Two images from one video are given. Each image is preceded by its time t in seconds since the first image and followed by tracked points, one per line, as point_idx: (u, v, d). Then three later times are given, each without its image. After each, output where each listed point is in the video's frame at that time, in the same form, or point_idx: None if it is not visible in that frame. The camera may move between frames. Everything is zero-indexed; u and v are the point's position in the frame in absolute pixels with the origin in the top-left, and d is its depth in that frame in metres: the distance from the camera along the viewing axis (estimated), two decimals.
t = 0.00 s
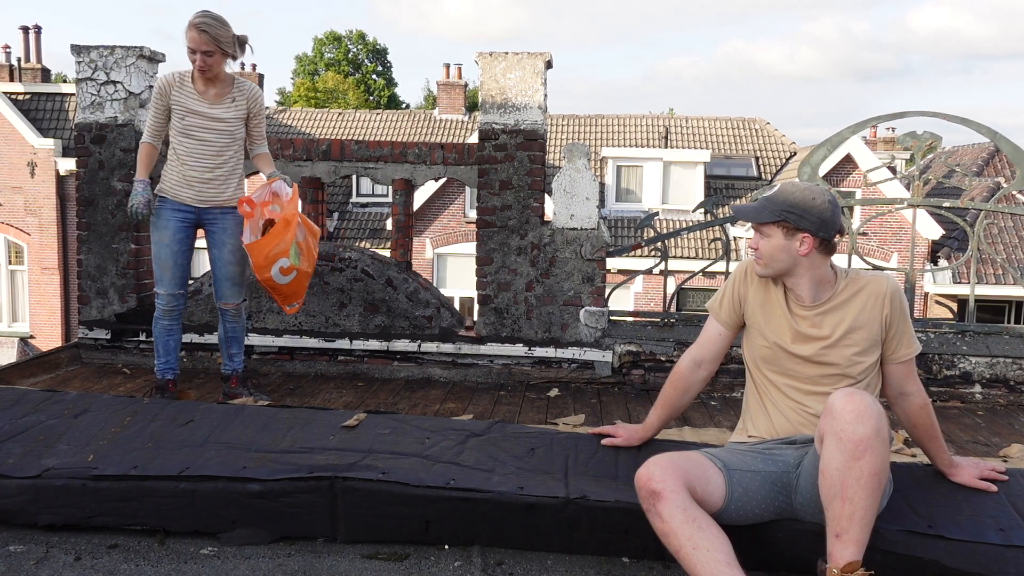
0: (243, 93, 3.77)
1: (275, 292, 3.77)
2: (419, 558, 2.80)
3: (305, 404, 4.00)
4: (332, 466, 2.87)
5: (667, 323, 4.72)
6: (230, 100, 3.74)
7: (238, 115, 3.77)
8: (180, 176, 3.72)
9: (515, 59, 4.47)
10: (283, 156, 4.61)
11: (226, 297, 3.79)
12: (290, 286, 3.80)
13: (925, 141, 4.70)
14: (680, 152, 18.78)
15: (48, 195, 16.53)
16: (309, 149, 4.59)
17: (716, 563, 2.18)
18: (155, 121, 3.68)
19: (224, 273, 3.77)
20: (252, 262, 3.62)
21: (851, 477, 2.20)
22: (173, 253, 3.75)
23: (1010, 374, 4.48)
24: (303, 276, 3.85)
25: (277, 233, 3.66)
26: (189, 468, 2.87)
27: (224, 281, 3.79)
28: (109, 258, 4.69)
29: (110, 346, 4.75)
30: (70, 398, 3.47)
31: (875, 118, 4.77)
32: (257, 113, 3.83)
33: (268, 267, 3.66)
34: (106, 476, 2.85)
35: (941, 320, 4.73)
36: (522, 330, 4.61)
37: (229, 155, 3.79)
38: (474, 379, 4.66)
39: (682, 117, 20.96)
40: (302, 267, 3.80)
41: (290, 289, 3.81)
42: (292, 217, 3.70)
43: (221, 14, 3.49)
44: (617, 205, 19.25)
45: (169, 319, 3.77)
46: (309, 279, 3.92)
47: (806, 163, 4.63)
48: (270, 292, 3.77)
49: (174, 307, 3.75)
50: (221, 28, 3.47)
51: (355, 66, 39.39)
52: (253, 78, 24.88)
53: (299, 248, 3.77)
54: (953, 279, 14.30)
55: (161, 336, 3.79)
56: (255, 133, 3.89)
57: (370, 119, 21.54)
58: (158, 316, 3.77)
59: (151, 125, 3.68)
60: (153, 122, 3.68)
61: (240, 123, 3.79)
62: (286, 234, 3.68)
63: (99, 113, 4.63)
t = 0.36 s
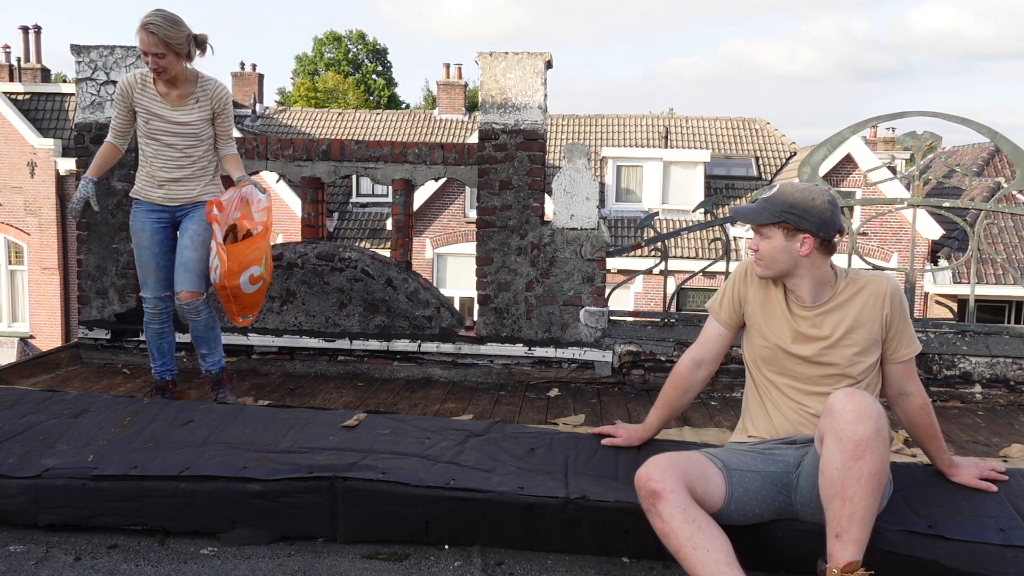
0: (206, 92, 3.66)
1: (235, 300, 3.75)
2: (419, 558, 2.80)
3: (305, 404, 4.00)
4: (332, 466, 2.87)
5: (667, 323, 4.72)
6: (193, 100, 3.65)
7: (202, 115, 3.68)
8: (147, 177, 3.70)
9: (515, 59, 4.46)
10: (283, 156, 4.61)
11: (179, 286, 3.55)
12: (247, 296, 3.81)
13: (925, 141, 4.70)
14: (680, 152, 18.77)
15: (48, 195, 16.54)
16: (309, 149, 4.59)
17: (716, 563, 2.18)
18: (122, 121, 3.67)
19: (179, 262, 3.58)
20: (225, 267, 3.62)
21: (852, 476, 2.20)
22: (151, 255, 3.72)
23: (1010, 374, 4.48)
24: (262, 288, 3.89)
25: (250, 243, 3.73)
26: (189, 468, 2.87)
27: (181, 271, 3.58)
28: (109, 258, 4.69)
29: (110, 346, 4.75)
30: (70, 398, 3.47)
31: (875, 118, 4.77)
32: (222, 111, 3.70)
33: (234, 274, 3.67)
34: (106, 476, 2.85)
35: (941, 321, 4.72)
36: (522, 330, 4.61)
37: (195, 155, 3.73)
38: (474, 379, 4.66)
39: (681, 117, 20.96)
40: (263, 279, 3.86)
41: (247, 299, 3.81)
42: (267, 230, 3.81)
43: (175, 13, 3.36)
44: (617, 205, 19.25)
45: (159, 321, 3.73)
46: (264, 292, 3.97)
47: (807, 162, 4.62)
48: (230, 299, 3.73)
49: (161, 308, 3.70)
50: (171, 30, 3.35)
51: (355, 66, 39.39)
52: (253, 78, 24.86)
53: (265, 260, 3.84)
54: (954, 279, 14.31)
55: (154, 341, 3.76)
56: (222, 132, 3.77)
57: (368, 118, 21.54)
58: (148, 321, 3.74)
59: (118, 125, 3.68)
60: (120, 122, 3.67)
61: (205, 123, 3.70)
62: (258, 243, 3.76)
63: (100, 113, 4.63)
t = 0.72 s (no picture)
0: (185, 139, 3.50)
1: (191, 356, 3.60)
2: (419, 558, 2.80)
3: (305, 404, 4.00)
4: (332, 466, 2.87)
5: (667, 323, 4.71)
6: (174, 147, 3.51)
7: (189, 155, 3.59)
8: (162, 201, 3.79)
9: (515, 59, 4.46)
10: (283, 156, 4.61)
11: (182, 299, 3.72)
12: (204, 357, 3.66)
13: (926, 141, 4.70)
14: (680, 152, 18.77)
15: (48, 195, 16.54)
16: (309, 149, 4.59)
17: (716, 563, 2.18)
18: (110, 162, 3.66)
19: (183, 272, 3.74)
20: (180, 317, 3.50)
21: (852, 476, 2.20)
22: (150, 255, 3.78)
23: (1010, 374, 4.48)
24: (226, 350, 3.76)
25: (216, 300, 3.61)
26: (189, 468, 2.87)
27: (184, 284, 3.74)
28: (109, 258, 4.69)
29: (110, 346, 4.75)
30: (71, 398, 3.47)
31: (875, 118, 4.76)
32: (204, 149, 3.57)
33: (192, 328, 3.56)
34: (106, 476, 2.85)
35: (941, 320, 4.72)
36: (522, 330, 4.61)
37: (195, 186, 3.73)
38: (474, 379, 4.66)
39: (681, 117, 20.96)
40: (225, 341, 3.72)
41: (202, 359, 3.65)
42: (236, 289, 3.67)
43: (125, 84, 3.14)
44: (617, 205, 19.24)
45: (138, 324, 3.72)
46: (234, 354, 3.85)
47: (807, 162, 4.62)
48: (188, 354, 3.59)
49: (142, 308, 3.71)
50: (126, 108, 3.21)
51: (355, 66, 39.39)
52: (253, 78, 24.86)
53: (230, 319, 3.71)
54: (954, 279, 14.31)
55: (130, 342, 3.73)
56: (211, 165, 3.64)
57: (368, 118, 21.53)
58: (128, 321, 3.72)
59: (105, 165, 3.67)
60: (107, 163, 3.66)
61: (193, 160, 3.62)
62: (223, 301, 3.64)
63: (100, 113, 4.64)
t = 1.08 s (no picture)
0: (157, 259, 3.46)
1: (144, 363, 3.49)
2: (418, 558, 2.80)
3: (305, 404, 4.00)
4: (332, 466, 2.87)
5: (667, 323, 4.71)
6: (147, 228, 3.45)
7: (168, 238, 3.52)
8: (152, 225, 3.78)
9: (515, 59, 4.47)
10: (283, 156, 4.61)
11: (184, 303, 3.93)
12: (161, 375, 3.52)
13: (926, 141, 4.70)
14: (680, 152, 18.77)
15: (48, 195, 16.53)
16: (309, 149, 4.59)
17: (716, 563, 2.18)
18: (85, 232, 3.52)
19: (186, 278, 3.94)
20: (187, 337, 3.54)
21: (852, 476, 2.20)
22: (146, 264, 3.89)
23: (1009, 374, 4.49)
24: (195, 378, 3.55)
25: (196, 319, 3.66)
26: (189, 468, 2.87)
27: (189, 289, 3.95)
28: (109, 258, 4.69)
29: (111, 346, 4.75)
30: (71, 398, 3.47)
31: (875, 118, 4.75)
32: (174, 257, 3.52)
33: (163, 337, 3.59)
34: (106, 476, 2.85)
35: (941, 320, 4.72)
36: (522, 330, 4.61)
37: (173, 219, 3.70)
38: (474, 379, 4.67)
39: (681, 117, 20.96)
40: (191, 368, 3.54)
41: (155, 369, 3.50)
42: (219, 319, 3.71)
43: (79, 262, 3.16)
44: (617, 205, 19.24)
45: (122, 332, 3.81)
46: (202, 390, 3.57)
47: (807, 162, 4.62)
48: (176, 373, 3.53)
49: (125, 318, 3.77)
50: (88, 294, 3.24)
51: (355, 66, 39.39)
52: (253, 78, 24.86)
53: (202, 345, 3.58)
54: (954, 279, 14.33)
55: (112, 352, 3.81)
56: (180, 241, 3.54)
57: (368, 118, 21.53)
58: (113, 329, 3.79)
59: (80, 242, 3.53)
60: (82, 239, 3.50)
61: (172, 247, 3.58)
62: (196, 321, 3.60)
63: (100, 113, 4.63)
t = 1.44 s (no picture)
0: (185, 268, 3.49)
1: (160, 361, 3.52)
2: (418, 558, 2.81)
3: (306, 404, 4.00)
4: (332, 466, 2.87)
5: (667, 323, 4.71)
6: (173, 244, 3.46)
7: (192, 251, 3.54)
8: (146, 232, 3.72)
9: (516, 59, 4.47)
10: (283, 156, 4.61)
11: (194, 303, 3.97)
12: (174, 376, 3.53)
13: (926, 142, 4.70)
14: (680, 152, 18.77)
15: (48, 195, 16.52)
16: (309, 149, 4.60)
17: (716, 563, 2.18)
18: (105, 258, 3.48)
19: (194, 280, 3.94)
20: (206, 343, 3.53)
21: (852, 476, 2.21)
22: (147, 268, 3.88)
23: (1009, 374, 4.49)
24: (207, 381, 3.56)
25: (215, 320, 3.67)
26: (189, 468, 2.87)
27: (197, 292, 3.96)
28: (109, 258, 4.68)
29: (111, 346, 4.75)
30: (71, 398, 3.47)
31: (875, 118, 4.74)
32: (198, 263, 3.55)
33: (178, 338, 3.61)
34: (106, 476, 2.85)
35: (941, 320, 4.72)
36: (522, 330, 4.61)
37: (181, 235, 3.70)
38: (474, 379, 4.67)
39: (681, 117, 20.96)
40: (204, 370, 3.55)
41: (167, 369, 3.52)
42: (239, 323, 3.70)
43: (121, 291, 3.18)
44: (616, 205, 19.24)
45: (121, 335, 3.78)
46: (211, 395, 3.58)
47: (807, 162, 4.62)
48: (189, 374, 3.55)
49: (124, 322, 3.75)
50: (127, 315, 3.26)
51: (355, 66, 39.40)
52: (253, 78, 24.86)
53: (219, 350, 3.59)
54: (954, 279, 14.33)
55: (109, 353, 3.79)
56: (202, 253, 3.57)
57: (368, 118, 21.54)
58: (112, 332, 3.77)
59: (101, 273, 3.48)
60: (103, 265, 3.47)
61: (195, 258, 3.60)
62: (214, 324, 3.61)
63: (100, 113, 4.63)
